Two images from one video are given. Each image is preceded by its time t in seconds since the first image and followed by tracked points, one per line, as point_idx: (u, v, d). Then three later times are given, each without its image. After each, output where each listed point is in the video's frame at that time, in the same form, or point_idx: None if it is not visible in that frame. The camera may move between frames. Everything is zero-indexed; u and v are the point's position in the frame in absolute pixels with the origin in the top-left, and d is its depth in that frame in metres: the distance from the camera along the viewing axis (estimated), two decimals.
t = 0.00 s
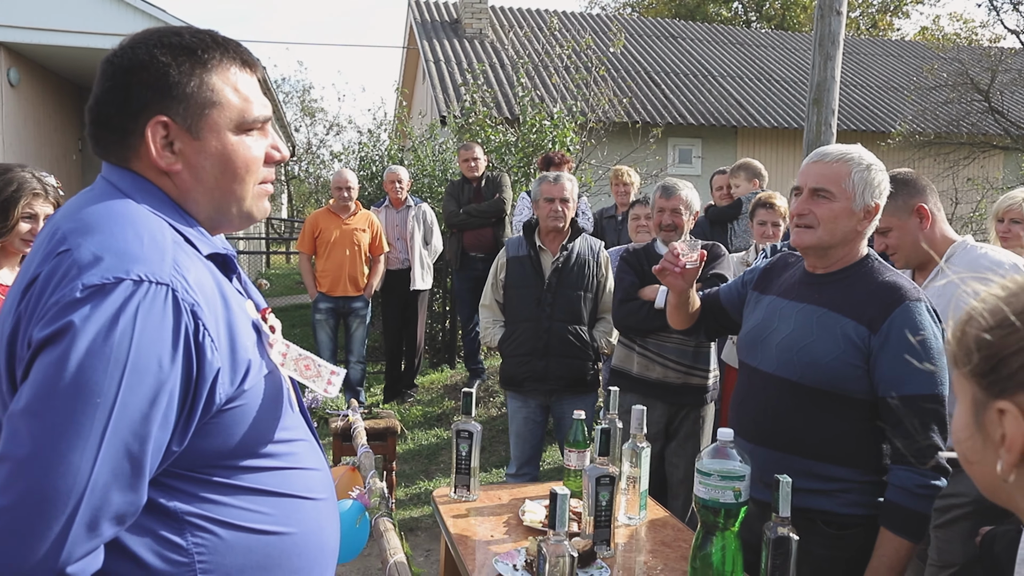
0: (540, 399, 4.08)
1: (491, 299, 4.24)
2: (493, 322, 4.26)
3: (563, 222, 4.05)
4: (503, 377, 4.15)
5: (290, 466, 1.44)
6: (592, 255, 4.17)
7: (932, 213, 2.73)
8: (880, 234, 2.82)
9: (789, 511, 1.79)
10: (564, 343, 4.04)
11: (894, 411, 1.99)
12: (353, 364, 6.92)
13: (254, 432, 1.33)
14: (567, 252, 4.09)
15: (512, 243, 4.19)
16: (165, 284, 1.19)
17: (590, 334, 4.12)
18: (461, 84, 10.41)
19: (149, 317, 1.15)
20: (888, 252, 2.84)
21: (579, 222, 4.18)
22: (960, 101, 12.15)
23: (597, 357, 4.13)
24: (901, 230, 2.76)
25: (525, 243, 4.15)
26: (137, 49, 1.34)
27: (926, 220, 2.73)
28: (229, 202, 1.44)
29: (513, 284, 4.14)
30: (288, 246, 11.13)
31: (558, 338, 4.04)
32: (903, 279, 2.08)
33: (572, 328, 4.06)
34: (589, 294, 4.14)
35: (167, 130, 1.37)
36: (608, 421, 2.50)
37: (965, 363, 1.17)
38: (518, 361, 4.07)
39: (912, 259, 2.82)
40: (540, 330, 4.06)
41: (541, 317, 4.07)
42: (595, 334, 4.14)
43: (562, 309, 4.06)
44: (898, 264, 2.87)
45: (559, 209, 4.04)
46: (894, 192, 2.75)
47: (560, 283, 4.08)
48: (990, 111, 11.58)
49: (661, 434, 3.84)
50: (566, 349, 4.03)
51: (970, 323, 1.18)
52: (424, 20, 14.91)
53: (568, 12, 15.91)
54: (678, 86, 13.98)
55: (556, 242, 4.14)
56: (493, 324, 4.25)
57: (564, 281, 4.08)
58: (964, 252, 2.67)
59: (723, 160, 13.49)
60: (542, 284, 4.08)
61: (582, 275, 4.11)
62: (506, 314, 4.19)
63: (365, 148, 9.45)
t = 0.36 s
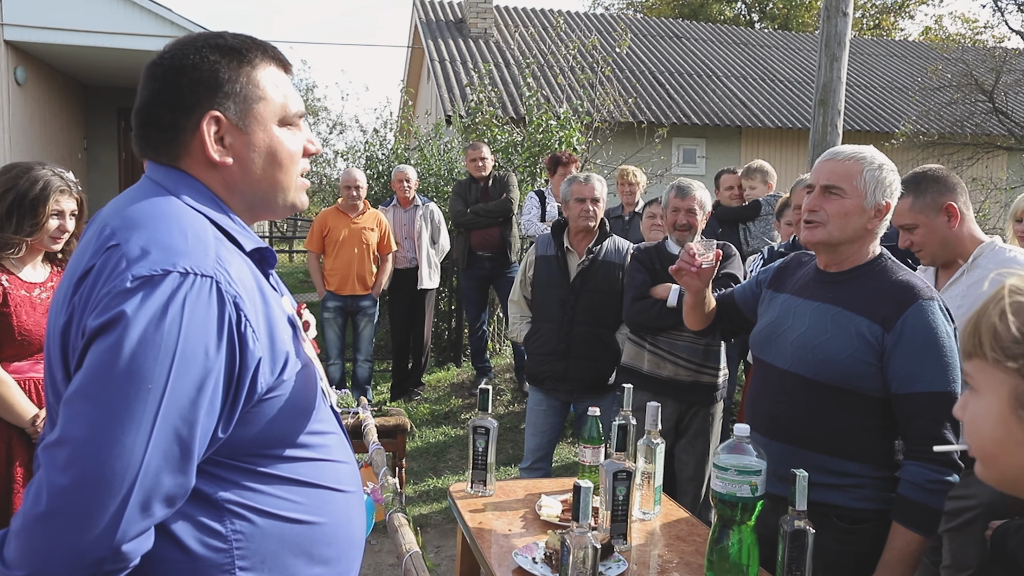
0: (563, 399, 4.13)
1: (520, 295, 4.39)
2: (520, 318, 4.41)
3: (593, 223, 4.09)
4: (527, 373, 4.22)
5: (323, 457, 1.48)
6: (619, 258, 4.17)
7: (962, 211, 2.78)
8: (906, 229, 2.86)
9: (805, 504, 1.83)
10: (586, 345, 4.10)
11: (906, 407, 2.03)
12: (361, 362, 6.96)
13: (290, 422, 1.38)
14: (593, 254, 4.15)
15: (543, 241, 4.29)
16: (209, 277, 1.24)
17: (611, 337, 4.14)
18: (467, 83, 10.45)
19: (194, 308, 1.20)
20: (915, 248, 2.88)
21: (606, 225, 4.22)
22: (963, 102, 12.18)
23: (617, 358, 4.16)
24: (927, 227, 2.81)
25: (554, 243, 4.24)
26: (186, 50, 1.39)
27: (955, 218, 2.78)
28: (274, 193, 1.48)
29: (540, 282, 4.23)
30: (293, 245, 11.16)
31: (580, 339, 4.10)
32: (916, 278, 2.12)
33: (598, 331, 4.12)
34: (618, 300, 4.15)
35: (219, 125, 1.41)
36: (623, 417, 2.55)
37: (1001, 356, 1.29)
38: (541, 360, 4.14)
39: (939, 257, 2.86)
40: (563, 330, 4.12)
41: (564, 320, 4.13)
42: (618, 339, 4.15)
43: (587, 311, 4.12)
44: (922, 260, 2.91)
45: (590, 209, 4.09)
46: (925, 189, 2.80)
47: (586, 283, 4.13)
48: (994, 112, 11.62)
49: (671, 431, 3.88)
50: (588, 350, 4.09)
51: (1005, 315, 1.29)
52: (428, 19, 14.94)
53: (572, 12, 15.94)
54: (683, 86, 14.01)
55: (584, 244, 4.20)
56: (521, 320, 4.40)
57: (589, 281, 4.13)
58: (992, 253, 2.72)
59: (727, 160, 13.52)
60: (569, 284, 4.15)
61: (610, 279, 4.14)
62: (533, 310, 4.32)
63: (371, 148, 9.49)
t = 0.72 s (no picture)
0: (564, 394, 4.17)
1: (523, 292, 4.40)
2: (522, 315, 4.42)
3: (594, 220, 4.15)
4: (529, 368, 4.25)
5: (357, 448, 1.56)
6: (619, 254, 4.20)
7: (980, 210, 2.82)
8: (922, 225, 2.91)
9: (819, 496, 1.87)
10: (585, 338, 4.12)
11: (916, 401, 2.06)
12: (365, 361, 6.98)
13: (327, 411, 1.45)
14: (594, 250, 4.17)
15: (544, 239, 4.31)
16: (254, 268, 1.31)
17: (613, 332, 4.14)
18: (469, 83, 10.47)
19: (243, 297, 1.27)
20: (929, 244, 2.93)
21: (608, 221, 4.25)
22: (964, 101, 12.22)
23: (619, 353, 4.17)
24: (943, 223, 2.85)
25: (556, 240, 4.26)
26: (230, 53, 1.51)
27: (972, 216, 2.82)
28: (312, 180, 1.58)
29: (541, 279, 4.27)
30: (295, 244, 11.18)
31: (581, 334, 4.13)
32: (925, 276, 2.16)
33: (596, 326, 4.14)
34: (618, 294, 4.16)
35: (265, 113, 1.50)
36: (635, 412, 2.58)
37: (1017, 343, 1.34)
38: (542, 354, 4.17)
39: (953, 254, 2.88)
40: (564, 324, 4.16)
41: (565, 313, 4.17)
42: (618, 333, 4.16)
43: (588, 307, 4.15)
44: (937, 256, 2.94)
45: (590, 206, 4.14)
46: (947, 186, 2.84)
47: (587, 280, 4.16)
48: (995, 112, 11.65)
49: (678, 428, 3.91)
50: (588, 344, 4.11)
51: None
52: (430, 19, 14.95)
53: (573, 12, 15.96)
54: (684, 85, 14.04)
55: (585, 239, 4.22)
56: (523, 316, 4.41)
57: (590, 279, 4.16)
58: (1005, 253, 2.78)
59: (729, 159, 13.53)
60: (569, 279, 4.18)
61: (611, 274, 4.16)
62: (534, 307, 4.34)
63: (374, 147, 9.51)
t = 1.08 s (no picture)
0: (548, 386, 4.27)
1: (505, 291, 4.47)
2: (506, 313, 4.46)
3: (569, 217, 4.23)
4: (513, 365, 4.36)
5: (366, 438, 1.59)
6: (599, 248, 4.27)
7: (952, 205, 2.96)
8: (900, 211, 2.97)
9: (814, 488, 1.91)
10: (566, 331, 4.21)
11: (911, 393, 2.10)
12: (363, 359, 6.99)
13: (339, 399, 1.49)
14: (574, 244, 4.25)
15: (525, 239, 4.37)
16: (272, 257, 1.35)
17: (596, 326, 4.22)
18: (466, 82, 10.49)
19: (263, 284, 1.30)
20: (900, 231, 3.00)
21: (586, 216, 4.34)
22: (959, 100, 12.28)
23: (604, 347, 4.24)
24: (922, 212, 2.94)
25: (537, 239, 4.34)
26: (252, 57, 1.55)
27: (946, 209, 2.95)
28: (324, 183, 1.61)
29: (523, 278, 4.34)
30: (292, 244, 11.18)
31: (562, 327, 4.21)
32: (918, 269, 2.19)
33: (576, 318, 4.21)
34: (596, 285, 4.24)
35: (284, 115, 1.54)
36: (633, 407, 2.61)
37: (1001, 332, 1.37)
38: (526, 349, 4.28)
39: (915, 244, 3.02)
40: (547, 318, 4.23)
41: (547, 306, 4.25)
42: (601, 325, 4.24)
43: (568, 299, 4.22)
44: (902, 244, 3.04)
45: (563, 204, 4.21)
46: (932, 177, 2.91)
47: (566, 274, 4.24)
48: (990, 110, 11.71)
49: (676, 424, 3.94)
50: (571, 338, 4.19)
51: (1004, 295, 1.39)
52: (427, 19, 14.97)
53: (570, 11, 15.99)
54: (680, 85, 14.09)
55: (564, 235, 4.30)
56: (506, 315, 4.45)
57: (570, 270, 4.23)
58: (965, 247, 2.97)
59: (725, 159, 13.58)
60: (550, 274, 4.26)
61: (591, 268, 4.24)
62: (519, 304, 4.40)
63: (371, 147, 9.53)
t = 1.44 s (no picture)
0: (532, 383, 4.33)
1: (490, 290, 4.55)
2: (491, 312, 4.53)
3: (549, 215, 4.27)
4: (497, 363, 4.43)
5: (361, 429, 1.63)
6: (581, 246, 4.31)
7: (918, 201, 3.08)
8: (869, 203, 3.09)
9: (799, 479, 1.95)
10: (547, 330, 4.26)
11: (895, 387, 2.13)
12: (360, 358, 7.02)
13: (335, 390, 1.52)
14: (555, 243, 4.29)
15: (509, 238, 4.42)
16: (269, 251, 1.38)
17: (578, 323, 4.26)
18: (462, 82, 10.53)
19: (262, 277, 1.33)
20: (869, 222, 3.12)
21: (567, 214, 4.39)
22: (954, 100, 12.34)
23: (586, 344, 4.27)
24: (890, 206, 3.06)
25: (519, 239, 4.39)
26: (250, 56, 1.59)
27: (911, 205, 3.07)
28: (321, 181, 1.64)
29: (506, 276, 4.40)
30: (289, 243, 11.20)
31: (542, 325, 4.26)
32: (902, 265, 2.22)
33: (558, 317, 4.26)
34: (578, 283, 4.29)
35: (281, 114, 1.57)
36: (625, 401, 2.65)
37: (976, 319, 1.39)
38: (508, 347, 4.34)
39: (882, 234, 3.13)
40: (533, 316, 4.28)
41: (529, 304, 4.30)
42: (584, 324, 4.25)
43: (550, 297, 4.27)
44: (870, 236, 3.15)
45: (543, 202, 4.26)
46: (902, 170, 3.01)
47: (547, 272, 4.28)
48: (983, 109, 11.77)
49: (668, 421, 3.98)
50: (556, 337, 4.24)
51: (979, 283, 1.40)
52: (423, 19, 15.01)
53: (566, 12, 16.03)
54: (676, 84, 14.14)
55: (545, 235, 4.35)
56: (490, 314, 4.52)
57: (551, 269, 4.28)
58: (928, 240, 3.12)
59: (721, 158, 13.63)
60: (531, 273, 4.31)
61: (573, 266, 4.28)
62: (502, 303, 4.46)
63: (367, 147, 9.56)
